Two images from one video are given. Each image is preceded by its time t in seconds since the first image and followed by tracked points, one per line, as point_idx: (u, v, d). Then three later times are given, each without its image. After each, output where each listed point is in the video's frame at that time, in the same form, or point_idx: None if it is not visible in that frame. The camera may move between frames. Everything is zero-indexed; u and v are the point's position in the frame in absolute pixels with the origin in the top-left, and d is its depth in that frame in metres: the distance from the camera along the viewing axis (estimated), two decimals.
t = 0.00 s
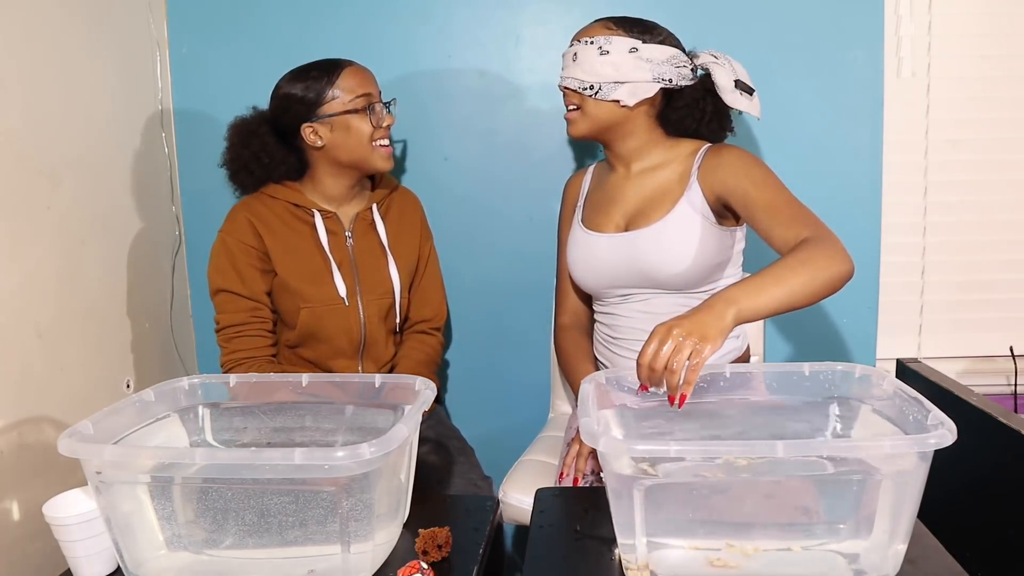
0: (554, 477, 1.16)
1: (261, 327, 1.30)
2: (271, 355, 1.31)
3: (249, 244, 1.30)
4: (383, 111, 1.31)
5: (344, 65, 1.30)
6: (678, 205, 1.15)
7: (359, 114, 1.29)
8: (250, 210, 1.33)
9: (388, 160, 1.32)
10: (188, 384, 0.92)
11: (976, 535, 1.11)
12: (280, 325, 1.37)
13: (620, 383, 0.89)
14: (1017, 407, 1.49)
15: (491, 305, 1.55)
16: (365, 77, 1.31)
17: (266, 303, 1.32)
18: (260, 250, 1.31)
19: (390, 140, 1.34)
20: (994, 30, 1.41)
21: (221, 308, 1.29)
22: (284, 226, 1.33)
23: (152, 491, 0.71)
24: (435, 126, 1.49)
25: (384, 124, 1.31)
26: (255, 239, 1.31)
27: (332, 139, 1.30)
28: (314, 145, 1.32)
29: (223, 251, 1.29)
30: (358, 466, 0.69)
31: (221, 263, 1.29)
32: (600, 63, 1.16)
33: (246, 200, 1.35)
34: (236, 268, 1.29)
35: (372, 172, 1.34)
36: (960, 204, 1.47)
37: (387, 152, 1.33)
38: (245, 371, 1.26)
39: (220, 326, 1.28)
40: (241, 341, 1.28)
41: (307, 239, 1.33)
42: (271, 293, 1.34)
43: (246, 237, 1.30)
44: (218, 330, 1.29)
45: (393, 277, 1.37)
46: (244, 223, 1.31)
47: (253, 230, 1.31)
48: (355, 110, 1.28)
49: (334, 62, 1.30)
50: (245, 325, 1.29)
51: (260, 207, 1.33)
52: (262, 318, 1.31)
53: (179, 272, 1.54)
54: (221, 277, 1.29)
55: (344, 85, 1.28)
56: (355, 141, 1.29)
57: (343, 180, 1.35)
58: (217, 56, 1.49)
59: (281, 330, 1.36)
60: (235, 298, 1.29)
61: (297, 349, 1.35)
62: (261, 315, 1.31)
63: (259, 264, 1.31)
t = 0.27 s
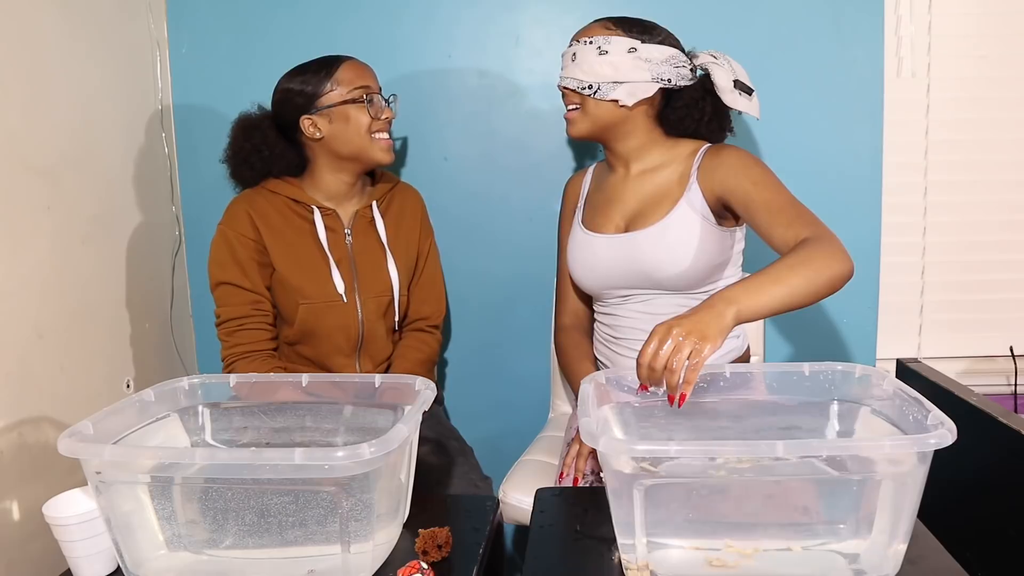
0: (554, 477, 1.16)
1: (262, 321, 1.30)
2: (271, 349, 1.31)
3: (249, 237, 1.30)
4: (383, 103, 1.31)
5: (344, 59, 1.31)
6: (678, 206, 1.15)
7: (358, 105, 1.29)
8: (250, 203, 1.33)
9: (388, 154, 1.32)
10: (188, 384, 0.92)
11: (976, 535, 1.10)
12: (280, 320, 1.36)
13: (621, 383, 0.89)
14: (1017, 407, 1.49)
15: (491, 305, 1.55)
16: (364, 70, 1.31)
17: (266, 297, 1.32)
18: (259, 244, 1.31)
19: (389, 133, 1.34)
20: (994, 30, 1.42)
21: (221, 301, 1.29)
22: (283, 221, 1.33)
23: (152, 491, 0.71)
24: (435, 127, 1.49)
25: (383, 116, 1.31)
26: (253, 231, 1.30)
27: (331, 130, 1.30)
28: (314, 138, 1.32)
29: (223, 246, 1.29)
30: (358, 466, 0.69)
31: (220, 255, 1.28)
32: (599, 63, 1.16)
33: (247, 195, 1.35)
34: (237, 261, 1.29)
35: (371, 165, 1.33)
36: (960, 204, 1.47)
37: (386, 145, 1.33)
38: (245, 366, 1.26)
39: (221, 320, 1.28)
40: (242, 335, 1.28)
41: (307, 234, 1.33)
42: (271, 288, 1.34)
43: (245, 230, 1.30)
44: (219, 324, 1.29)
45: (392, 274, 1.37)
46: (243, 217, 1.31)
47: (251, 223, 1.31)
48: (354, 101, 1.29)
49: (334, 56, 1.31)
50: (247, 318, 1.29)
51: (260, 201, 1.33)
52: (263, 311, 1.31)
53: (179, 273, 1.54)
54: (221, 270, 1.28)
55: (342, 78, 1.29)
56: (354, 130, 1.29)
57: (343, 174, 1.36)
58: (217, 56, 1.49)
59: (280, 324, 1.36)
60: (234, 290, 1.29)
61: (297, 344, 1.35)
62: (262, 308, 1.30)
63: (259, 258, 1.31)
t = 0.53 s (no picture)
0: (554, 477, 1.16)
1: (266, 319, 1.30)
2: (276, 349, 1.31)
3: (250, 236, 1.29)
4: (383, 104, 1.31)
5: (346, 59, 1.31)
6: (678, 209, 1.15)
7: (359, 105, 1.28)
8: (250, 202, 1.32)
9: (383, 155, 1.32)
10: (188, 384, 0.92)
11: (976, 536, 1.10)
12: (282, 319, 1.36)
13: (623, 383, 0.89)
14: (1017, 407, 1.49)
15: (491, 305, 1.55)
16: (366, 71, 1.31)
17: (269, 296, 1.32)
18: (260, 242, 1.30)
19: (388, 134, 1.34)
20: (995, 30, 1.42)
21: (224, 301, 1.28)
22: (283, 220, 1.33)
23: (152, 491, 0.71)
24: (435, 126, 1.49)
25: (383, 117, 1.31)
26: (253, 230, 1.30)
27: (331, 130, 1.30)
28: (313, 136, 1.32)
29: (223, 244, 1.28)
30: (358, 466, 0.69)
31: (221, 255, 1.28)
32: (597, 63, 1.16)
33: (245, 194, 1.35)
34: (238, 259, 1.29)
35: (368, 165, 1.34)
36: (960, 204, 1.47)
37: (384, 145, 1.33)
38: (253, 365, 1.27)
39: (225, 320, 1.28)
40: (247, 335, 1.28)
41: (307, 232, 1.33)
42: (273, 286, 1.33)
43: (245, 229, 1.30)
44: (222, 324, 1.29)
45: (392, 269, 1.37)
46: (243, 216, 1.30)
47: (252, 222, 1.30)
48: (355, 101, 1.28)
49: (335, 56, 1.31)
50: (250, 317, 1.28)
51: (258, 200, 1.33)
52: (268, 309, 1.30)
53: (179, 272, 1.54)
54: (223, 269, 1.28)
55: (343, 78, 1.28)
56: (354, 131, 1.29)
57: (341, 173, 1.35)
58: (216, 56, 1.49)
59: (283, 322, 1.36)
60: (236, 289, 1.28)
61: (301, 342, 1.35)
62: (266, 307, 1.30)
63: (261, 257, 1.31)
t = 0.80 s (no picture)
0: (554, 477, 1.16)
1: (257, 320, 1.30)
2: (267, 350, 1.30)
3: (239, 237, 1.30)
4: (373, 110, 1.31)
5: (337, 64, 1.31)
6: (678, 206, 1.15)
7: (348, 112, 1.29)
8: (240, 205, 1.32)
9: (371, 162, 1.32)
10: (188, 384, 0.92)
11: (977, 536, 1.10)
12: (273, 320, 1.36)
13: (623, 383, 0.89)
14: (1017, 407, 1.49)
15: (490, 305, 1.55)
16: (357, 77, 1.31)
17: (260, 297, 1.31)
18: (249, 243, 1.30)
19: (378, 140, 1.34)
20: (995, 30, 1.42)
21: (215, 303, 1.28)
22: (272, 221, 1.33)
23: (152, 491, 0.71)
24: (435, 127, 1.49)
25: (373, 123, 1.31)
26: (243, 231, 1.30)
27: (320, 135, 1.30)
28: (303, 139, 1.32)
29: (213, 246, 1.29)
30: (358, 466, 0.69)
31: (211, 257, 1.28)
32: (588, 64, 1.16)
33: (235, 195, 1.35)
34: (228, 261, 1.29)
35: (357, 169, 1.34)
36: (960, 204, 1.47)
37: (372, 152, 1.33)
38: (245, 365, 1.26)
39: (216, 321, 1.28)
40: (238, 335, 1.27)
41: (296, 233, 1.33)
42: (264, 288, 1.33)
43: (235, 230, 1.30)
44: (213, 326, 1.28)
45: (381, 269, 1.37)
46: (232, 218, 1.31)
47: (241, 223, 1.31)
48: (345, 107, 1.29)
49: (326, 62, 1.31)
50: (241, 318, 1.28)
51: (246, 202, 1.33)
52: (258, 311, 1.30)
53: (180, 272, 1.54)
54: (214, 271, 1.28)
55: (334, 83, 1.29)
56: (343, 136, 1.29)
57: (330, 175, 1.36)
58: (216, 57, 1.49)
59: (274, 323, 1.36)
60: (228, 291, 1.28)
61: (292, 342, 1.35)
62: (256, 308, 1.30)
63: (251, 258, 1.31)
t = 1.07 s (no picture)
0: (554, 477, 1.16)
1: (251, 326, 1.30)
2: (263, 355, 1.30)
3: (230, 245, 1.30)
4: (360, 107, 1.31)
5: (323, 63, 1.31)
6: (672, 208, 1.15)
7: (334, 110, 1.29)
8: (230, 213, 1.33)
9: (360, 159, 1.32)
10: (188, 384, 0.92)
11: (977, 536, 1.10)
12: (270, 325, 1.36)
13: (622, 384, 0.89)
14: (1017, 407, 1.49)
15: (489, 305, 1.55)
16: (343, 74, 1.31)
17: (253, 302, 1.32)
18: (240, 250, 1.31)
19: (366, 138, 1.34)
20: (995, 30, 1.42)
21: (210, 310, 1.28)
22: (262, 226, 1.33)
23: (152, 491, 0.71)
24: (434, 127, 1.49)
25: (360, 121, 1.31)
26: (234, 239, 1.31)
27: (308, 134, 1.30)
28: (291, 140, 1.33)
29: (204, 254, 1.29)
30: (358, 466, 0.69)
31: (204, 265, 1.29)
32: (580, 67, 1.17)
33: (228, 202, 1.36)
34: (220, 269, 1.29)
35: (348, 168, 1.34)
36: (960, 204, 1.47)
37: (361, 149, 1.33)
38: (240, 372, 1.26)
39: (210, 328, 1.28)
40: (232, 342, 1.28)
41: (287, 236, 1.33)
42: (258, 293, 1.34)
43: (225, 238, 1.30)
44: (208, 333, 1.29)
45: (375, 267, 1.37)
46: (223, 225, 1.31)
47: (232, 231, 1.31)
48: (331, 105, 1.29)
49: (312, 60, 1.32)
50: (235, 324, 1.28)
51: (236, 208, 1.34)
52: (252, 317, 1.30)
53: (179, 272, 1.54)
54: (206, 279, 1.28)
55: (320, 82, 1.29)
56: (330, 135, 1.29)
57: (319, 175, 1.36)
58: (216, 56, 1.49)
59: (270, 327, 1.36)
60: (222, 299, 1.29)
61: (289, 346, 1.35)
62: (250, 313, 1.30)
63: (242, 264, 1.31)
